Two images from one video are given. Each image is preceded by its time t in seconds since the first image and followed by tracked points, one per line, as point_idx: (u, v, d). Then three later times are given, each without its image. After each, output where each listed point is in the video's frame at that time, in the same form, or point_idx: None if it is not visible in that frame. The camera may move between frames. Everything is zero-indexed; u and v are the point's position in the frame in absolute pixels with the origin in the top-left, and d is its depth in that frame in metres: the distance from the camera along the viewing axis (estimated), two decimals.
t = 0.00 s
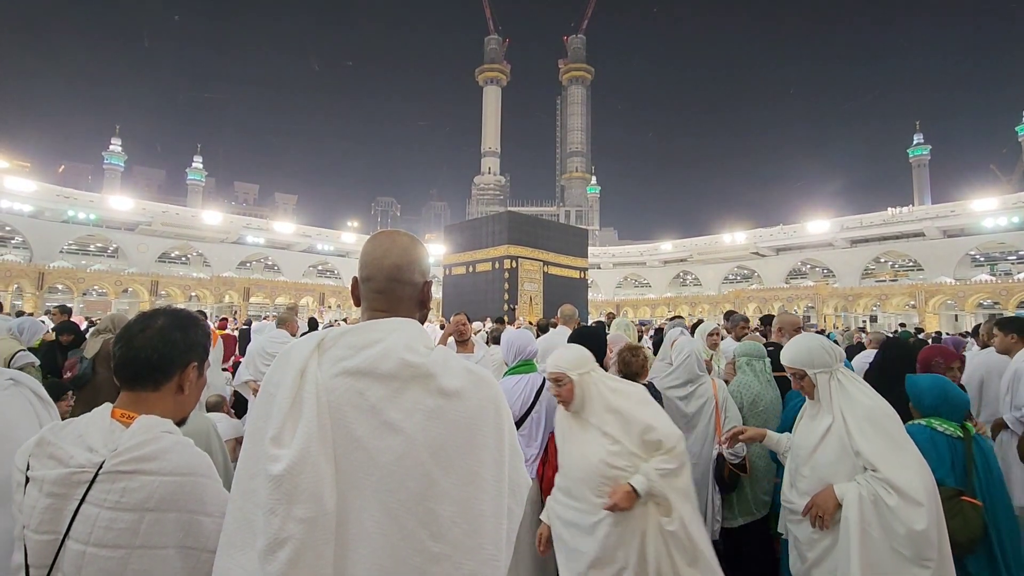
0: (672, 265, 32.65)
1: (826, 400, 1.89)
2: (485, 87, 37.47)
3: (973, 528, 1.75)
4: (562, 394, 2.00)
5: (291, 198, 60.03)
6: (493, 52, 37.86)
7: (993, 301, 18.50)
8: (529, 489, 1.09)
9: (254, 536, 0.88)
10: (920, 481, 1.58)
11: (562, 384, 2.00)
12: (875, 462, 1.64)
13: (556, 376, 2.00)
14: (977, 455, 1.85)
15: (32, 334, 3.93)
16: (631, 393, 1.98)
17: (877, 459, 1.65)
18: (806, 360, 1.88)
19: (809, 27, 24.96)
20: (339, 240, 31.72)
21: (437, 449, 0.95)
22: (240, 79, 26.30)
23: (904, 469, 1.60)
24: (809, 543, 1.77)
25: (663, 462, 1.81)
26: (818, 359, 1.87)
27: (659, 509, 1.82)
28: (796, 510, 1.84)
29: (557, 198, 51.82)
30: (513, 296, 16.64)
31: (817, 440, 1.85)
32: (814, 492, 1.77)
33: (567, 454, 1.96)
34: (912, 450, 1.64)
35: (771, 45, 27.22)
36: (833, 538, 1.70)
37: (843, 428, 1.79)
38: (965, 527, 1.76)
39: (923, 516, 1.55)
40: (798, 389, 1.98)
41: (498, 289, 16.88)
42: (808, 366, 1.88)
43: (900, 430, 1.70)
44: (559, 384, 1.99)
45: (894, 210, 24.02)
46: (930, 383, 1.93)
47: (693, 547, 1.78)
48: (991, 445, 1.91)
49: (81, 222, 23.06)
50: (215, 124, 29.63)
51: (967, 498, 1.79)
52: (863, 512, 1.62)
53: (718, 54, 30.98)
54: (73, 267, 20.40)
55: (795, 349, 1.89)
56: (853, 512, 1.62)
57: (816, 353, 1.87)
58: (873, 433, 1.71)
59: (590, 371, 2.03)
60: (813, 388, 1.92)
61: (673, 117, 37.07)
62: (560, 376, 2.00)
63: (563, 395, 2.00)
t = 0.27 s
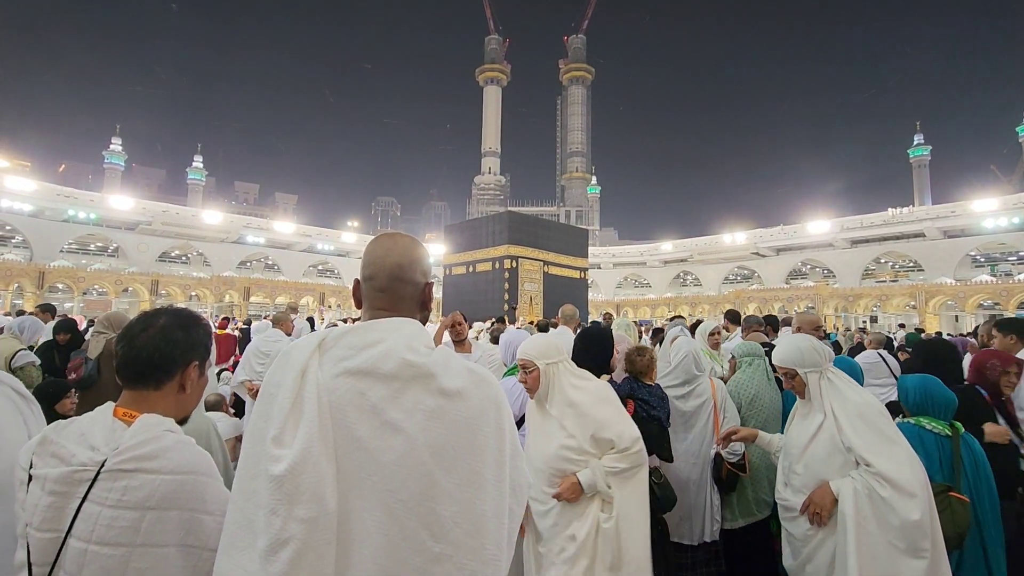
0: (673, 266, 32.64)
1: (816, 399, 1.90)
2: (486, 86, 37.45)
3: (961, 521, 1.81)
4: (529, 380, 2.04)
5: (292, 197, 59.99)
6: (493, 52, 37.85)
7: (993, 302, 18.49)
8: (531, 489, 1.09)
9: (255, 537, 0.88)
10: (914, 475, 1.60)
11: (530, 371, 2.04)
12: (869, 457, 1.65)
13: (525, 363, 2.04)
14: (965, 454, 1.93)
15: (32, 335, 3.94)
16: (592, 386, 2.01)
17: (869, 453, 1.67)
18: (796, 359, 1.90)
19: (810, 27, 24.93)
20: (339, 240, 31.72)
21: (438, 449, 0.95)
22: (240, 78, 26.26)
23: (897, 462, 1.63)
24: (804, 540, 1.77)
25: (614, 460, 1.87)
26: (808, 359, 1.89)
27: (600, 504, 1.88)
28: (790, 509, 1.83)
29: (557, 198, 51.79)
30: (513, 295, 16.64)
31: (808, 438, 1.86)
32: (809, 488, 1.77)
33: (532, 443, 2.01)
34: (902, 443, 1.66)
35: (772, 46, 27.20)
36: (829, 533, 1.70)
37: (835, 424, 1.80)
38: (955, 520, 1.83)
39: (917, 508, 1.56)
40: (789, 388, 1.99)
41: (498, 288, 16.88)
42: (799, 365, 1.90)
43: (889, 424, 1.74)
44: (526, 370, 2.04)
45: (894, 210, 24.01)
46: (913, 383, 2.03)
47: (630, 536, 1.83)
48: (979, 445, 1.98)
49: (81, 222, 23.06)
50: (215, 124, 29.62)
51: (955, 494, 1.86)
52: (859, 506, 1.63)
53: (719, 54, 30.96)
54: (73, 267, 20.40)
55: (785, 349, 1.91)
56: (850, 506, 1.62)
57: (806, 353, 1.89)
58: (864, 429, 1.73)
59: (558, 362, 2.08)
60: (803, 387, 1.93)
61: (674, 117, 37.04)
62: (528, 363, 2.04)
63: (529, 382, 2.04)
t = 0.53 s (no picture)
0: (673, 266, 32.63)
1: (808, 398, 1.92)
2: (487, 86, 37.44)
3: (963, 522, 1.81)
4: (511, 375, 2.21)
5: (292, 197, 60.00)
6: (494, 52, 37.85)
7: (994, 302, 18.48)
8: (531, 489, 1.10)
9: (257, 535, 0.89)
10: (909, 468, 1.64)
11: (513, 365, 2.21)
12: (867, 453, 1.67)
13: (510, 356, 2.22)
14: (967, 456, 1.95)
15: (32, 334, 3.95)
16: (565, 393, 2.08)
17: (867, 449, 1.69)
18: (786, 359, 1.92)
19: (811, 27, 24.92)
20: (339, 239, 31.73)
21: (440, 449, 0.96)
22: (240, 78, 26.25)
23: (894, 455, 1.65)
24: (802, 541, 1.76)
25: (562, 476, 1.90)
26: (798, 358, 1.92)
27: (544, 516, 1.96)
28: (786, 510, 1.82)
29: (558, 198, 51.80)
30: (513, 295, 16.64)
31: (802, 437, 1.87)
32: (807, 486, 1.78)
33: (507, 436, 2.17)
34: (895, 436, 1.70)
35: (773, 46, 27.20)
36: (831, 532, 1.69)
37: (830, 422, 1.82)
38: (954, 519, 1.82)
39: (916, 501, 1.59)
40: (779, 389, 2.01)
41: (498, 288, 16.88)
42: (789, 365, 1.92)
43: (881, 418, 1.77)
44: (510, 364, 2.21)
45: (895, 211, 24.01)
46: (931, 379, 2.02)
47: (566, 549, 1.90)
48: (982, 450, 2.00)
49: (81, 221, 23.07)
50: (216, 123, 29.64)
51: (957, 494, 1.86)
52: (860, 502, 1.63)
53: (720, 54, 30.96)
54: (74, 266, 20.39)
55: (774, 349, 1.93)
56: (851, 504, 1.63)
57: (795, 352, 1.91)
58: (859, 423, 1.76)
59: (545, 362, 2.23)
60: (793, 387, 1.95)
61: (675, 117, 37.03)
62: (513, 357, 2.22)
63: (511, 375, 2.20)
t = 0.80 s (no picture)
0: (674, 266, 32.62)
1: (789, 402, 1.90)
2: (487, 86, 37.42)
3: (967, 518, 1.82)
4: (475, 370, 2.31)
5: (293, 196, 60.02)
6: (495, 51, 37.83)
7: (994, 303, 18.46)
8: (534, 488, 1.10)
9: (258, 532, 0.89)
10: (883, 477, 1.64)
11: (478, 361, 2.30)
12: (845, 462, 1.67)
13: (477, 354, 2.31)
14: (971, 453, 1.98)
15: (32, 333, 3.95)
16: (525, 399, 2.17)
17: (844, 458, 1.68)
18: (771, 362, 1.89)
19: (812, 27, 24.90)
20: (340, 239, 31.72)
21: (442, 446, 0.96)
22: (241, 76, 26.24)
23: (871, 466, 1.65)
24: (777, 546, 1.74)
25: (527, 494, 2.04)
26: (781, 362, 1.89)
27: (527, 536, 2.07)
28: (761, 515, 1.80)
29: (558, 198, 51.79)
30: (514, 295, 16.64)
31: (782, 442, 1.86)
32: (779, 491, 1.76)
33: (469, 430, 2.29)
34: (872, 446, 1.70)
35: (774, 46, 27.18)
36: (802, 539, 1.69)
37: (809, 428, 1.81)
38: (960, 515, 1.82)
39: (888, 512, 1.60)
40: (762, 391, 1.99)
41: (499, 288, 16.87)
42: (772, 368, 1.90)
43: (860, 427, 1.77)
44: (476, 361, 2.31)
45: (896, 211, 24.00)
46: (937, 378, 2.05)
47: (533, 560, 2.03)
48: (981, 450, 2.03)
49: (82, 220, 23.09)
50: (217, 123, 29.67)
51: (960, 490, 1.87)
52: (834, 511, 1.64)
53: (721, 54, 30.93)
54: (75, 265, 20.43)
55: (759, 351, 1.90)
56: (827, 511, 1.63)
57: (780, 355, 1.88)
58: (839, 430, 1.75)
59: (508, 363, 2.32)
60: (776, 391, 1.93)
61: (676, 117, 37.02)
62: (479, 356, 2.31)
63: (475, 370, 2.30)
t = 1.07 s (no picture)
0: (674, 265, 32.62)
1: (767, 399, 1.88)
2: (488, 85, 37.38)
3: (952, 516, 1.95)
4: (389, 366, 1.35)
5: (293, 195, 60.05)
6: (496, 51, 37.83)
7: (995, 303, 18.45)
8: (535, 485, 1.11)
9: (261, 528, 0.89)
10: (858, 476, 1.66)
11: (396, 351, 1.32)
12: (826, 459, 1.67)
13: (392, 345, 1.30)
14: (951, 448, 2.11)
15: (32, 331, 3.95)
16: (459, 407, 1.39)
17: (826, 456, 1.68)
18: (749, 359, 1.87)
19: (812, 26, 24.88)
20: (340, 238, 31.75)
21: (442, 445, 0.96)
22: (241, 76, 26.22)
23: (847, 464, 1.66)
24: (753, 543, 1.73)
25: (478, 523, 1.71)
26: (758, 358, 1.87)
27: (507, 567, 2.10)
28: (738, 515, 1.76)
29: (559, 197, 51.78)
30: (515, 294, 16.66)
31: (760, 439, 1.84)
32: (755, 490, 1.74)
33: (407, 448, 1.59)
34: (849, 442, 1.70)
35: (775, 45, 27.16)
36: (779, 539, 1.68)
37: (786, 425, 1.80)
38: (946, 514, 1.96)
39: (860, 512, 1.63)
40: (737, 388, 1.97)
41: (499, 288, 16.89)
42: (749, 366, 1.88)
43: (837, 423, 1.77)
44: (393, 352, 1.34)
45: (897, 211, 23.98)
46: (918, 379, 2.14)
47: None
48: (963, 443, 2.17)
49: (83, 219, 23.13)
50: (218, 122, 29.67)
51: (944, 489, 2.00)
52: (811, 511, 1.64)
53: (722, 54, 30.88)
54: (75, 264, 20.46)
55: (737, 347, 1.87)
56: (804, 510, 1.63)
57: (756, 352, 1.85)
58: (817, 426, 1.74)
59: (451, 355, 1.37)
60: (752, 387, 1.91)
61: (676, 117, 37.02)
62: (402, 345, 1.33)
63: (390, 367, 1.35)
